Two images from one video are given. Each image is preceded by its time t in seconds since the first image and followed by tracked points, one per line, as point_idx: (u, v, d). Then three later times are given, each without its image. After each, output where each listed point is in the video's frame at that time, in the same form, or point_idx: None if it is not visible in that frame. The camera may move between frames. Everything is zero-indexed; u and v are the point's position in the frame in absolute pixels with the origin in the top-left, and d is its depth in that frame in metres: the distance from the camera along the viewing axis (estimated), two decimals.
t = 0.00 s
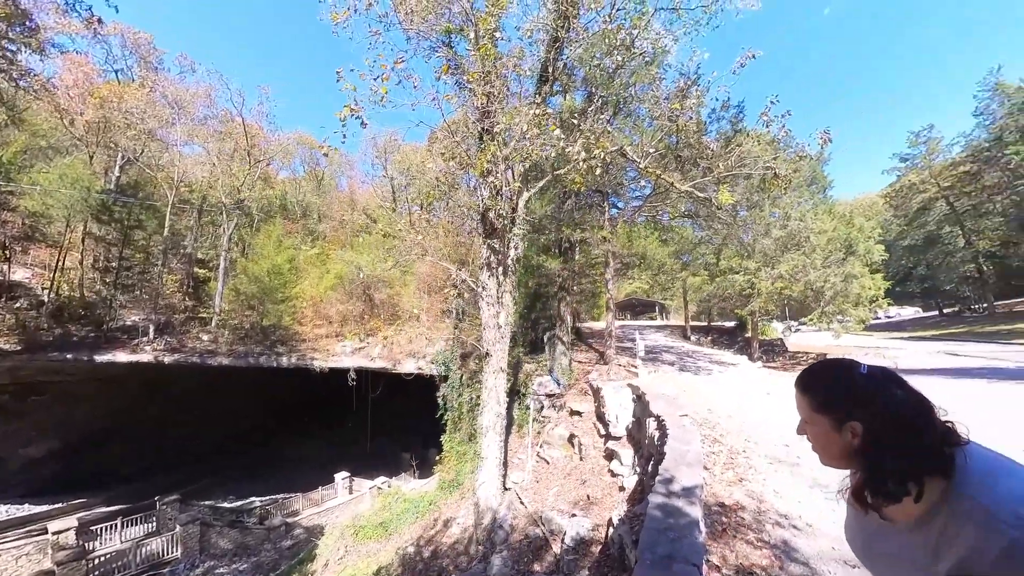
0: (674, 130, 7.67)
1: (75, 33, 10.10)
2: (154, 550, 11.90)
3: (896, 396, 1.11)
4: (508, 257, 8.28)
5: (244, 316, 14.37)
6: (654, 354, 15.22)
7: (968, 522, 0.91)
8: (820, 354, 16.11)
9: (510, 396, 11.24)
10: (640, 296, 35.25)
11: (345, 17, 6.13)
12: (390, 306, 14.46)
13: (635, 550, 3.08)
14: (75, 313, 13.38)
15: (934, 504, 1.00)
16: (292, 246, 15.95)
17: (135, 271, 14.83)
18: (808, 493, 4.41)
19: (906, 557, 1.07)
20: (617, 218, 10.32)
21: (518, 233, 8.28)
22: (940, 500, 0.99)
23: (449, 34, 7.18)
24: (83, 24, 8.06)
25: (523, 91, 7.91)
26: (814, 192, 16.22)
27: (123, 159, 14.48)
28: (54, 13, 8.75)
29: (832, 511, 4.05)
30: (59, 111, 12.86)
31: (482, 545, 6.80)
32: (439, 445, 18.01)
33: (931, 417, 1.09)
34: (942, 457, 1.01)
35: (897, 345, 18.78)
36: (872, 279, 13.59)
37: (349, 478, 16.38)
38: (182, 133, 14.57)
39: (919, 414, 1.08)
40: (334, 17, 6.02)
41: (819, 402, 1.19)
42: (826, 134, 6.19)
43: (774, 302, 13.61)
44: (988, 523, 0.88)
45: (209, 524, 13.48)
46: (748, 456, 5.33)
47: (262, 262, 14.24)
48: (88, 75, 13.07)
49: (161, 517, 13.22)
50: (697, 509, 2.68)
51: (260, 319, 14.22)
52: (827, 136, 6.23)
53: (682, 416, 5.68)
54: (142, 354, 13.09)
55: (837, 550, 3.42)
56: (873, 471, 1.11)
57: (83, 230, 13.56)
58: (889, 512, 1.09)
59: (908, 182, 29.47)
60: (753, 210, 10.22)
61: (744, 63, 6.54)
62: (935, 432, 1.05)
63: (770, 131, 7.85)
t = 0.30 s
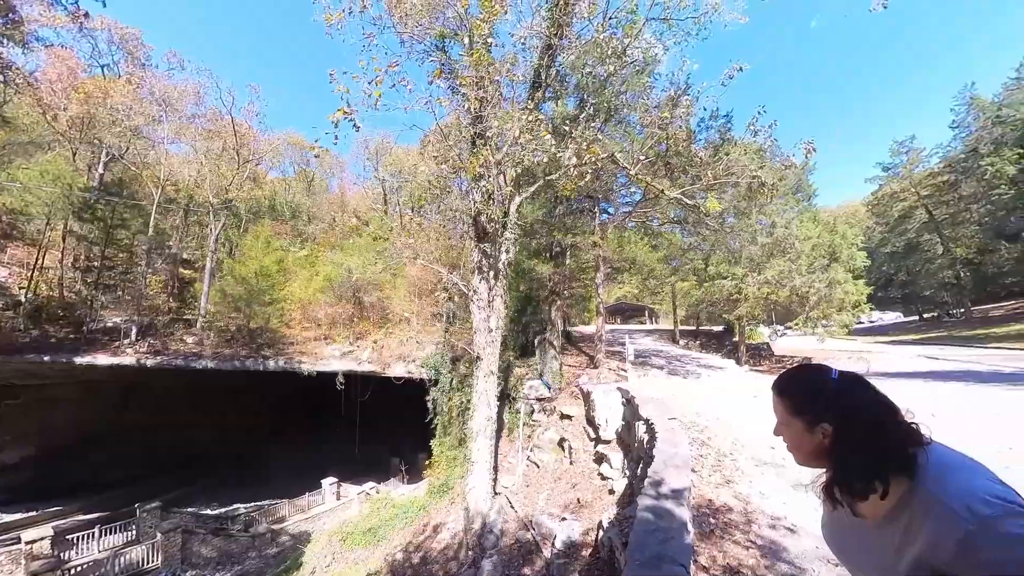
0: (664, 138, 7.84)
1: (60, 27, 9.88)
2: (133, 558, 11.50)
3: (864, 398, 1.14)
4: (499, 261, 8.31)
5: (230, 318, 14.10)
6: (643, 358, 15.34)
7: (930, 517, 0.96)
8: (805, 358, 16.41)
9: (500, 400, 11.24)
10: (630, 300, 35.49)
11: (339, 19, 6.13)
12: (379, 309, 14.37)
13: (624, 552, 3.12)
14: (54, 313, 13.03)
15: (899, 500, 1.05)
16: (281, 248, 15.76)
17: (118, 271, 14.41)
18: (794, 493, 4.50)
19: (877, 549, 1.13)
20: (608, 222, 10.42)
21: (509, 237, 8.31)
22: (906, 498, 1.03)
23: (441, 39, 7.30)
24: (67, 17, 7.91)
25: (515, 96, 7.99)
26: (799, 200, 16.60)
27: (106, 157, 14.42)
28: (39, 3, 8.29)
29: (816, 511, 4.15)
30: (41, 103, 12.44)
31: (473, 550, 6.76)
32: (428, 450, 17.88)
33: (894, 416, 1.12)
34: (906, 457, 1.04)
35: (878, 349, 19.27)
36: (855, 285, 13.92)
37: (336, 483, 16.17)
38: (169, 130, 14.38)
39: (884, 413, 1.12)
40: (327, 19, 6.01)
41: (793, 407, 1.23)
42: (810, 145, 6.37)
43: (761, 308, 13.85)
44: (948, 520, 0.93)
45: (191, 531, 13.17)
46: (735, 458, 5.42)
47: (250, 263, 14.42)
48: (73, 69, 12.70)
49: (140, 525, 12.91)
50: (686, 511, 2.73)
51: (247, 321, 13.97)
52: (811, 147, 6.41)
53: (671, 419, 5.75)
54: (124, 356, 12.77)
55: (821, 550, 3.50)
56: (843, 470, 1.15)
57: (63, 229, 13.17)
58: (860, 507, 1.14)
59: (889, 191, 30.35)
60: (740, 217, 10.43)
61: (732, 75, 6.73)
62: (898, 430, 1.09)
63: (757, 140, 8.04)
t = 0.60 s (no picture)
0: (653, 146, 8.05)
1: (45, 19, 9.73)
2: (111, 567, 11.06)
3: (831, 402, 1.22)
4: (490, 265, 8.35)
5: (216, 320, 13.87)
6: (633, 363, 15.47)
7: (887, 508, 1.02)
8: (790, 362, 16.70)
9: (490, 405, 11.24)
10: (619, 304, 35.74)
11: (334, 22, 6.15)
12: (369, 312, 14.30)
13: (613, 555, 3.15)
14: (31, 313, 12.71)
15: (861, 497, 1.11)
16: (269, 249, 15.59)
17: (101, 271, 13.90)
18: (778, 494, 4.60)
19: (843, 547, 1.16)
20: (598, 228, 10.53)
21: (501, 241, 8.36)
22: (867, 494, 1.09)
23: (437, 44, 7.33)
24: (53, 10, 7.78)
25: (508, 102, 8.09)
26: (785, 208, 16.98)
27: (91, 154, 13.67)
28: None
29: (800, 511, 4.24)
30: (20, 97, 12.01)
31: (462, 555, 6.74)
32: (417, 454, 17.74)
33: (859, 420, 1.19)
34: (867, 455, 1.12)
35: (861, 353, 19.73)
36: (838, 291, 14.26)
37: (324, 489, 15.95)
38: (157, 128, 14.40)
39: (849, 418, 1.19)
40: (321, 21, 6.03)
41: (765, 409, 1.30)
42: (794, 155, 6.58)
43: (747, 313, 14.09)
44: (902, 512, 0.99)
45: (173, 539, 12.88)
46: (722, 460, 5.52)
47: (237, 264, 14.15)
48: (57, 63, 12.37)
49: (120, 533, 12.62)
50: (673, 512, 2.78)
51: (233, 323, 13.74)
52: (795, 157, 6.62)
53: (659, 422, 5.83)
54: (105, 359, 12.48)
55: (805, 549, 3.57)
56: (812, 470, 1.21)
57: (43, 227, 12.80)
58: (827, 505, 1.20)
59: (872, 199, 31.18)
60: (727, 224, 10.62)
61: (719, 88, 6.91)
62: (862, 434, 1.16)
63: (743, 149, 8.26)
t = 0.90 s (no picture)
0: (643, 154, 8.22)
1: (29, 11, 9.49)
2: None
3: (797, 403, 1.29)
4: (481, 269, 8.40)
5: (201, 322, 13.65)
6: (623, 367, 15.60)
7: (849, 502, 1.10)
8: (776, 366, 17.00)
9: (481, 409, 11.24)
10: (609, 309, 36.03)
11: (328, 23, 6.15)
12: (359, 315, 14.23)
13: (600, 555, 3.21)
14: (7, 313, 12.22)
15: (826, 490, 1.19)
16: (258, 250, 15.44)
17: (82, 271, 13.85)
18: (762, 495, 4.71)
19: (812, 535, 1.25)
20: (588, 233, 10.65)
21: (492, 245, 8.42)
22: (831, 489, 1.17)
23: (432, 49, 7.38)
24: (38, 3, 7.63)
25: (501, 105, 8.19)
26: (771, 215, 17.35)
27: (74, 149, 13.72)
28: None
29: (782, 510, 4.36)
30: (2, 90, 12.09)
31: (452, 559, 6.75)
32: (407, 459, 17.63)
33: (822, 419, 1.27)
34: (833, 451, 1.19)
35: (844, 357, 20.17)
36: (822, 297, 14.58)
37: (311, 494, 15.72)
38: (143, 125, 13.75)
39: (813, 417, 1.27)
40: (316, 23, 6.03)
41: (738, 412, 1.37)
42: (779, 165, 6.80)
43: (734, 317, 14.34)
44: (861, 504, 1.06)
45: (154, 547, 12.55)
46: (708, 462, 5.62)
47: (224, 265, 13.74)
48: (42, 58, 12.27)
49: (97, 542, 12.28)
50: (658, 512, 2.86)
51: (219, 325, 13.54)
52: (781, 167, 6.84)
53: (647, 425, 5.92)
54: (86, 361, 12.20)
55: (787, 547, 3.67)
56: (782, 466, 1.29)
57: (22, 224, 12.55)
58: (798, 498, 1.28)
59: (855, 208, 32.01)
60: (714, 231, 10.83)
61: (706, 100, 7.13)
62: (825, 433, 1.24)
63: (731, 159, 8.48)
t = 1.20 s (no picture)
0: (633, 161, 8.40)
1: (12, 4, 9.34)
2: None
3: (768, 404, 1.38)
4: (473, 273, 8.46)
5: (186, 323, 13.46)
6: (612, 370, 15.72)
7: (813, 495, 1.18)
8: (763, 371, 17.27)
9: (471, 412, 11.23)
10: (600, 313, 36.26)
11: (323, 27, 6.18)
12: (349, 318, 14.16)
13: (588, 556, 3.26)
14: None
15: (793, 483, 1.27)
16: (246, 251, 15.23)
17: (62, 270, 13.40)
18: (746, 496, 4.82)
19: (781, 527, 1.33)
20: (579, 238, 10.77)
21: (484, 250, 8.49)
22: (797, 483, 1.25)
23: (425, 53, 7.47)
24: None
25: (494, 110, 8.28)
26: (758, 222, 17.70)
27: (57, 145, 13.68)
28: None
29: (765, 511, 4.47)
30: None
31: (442, 563, 6.74)
32: (396, 464, 17.50)
33: (791, 418, 1.36)
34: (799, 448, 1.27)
35: (828, 361, 20.59)
36: (806, 302, 14.89)
37: (297, 500, 15.34)
38: (129, 122, 13.52)
39: (782, 417, 1.35)
40: (310, 25, 6.06)
41: (716, 411, 1.45)
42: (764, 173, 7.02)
43: (721, 322, 14.58)
44: (824, 496, 1.15)
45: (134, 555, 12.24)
46: (694, 464, 5.73)
47: (210, 266, 13.58)
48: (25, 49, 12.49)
49: (73, 550, 11.97)
50: (644, 513, 2.93)
51: (205, 327, 13.36)
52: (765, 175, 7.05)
53: (635, 428, 6.01)
54: (65, 363, 11.93)
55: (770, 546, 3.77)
56: (754, 461, 1.37)
57: None
58: (768, 491, 1.36)
59: (838, 215, 32.77)
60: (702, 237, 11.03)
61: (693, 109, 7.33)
62: (793, 431, 1.33)
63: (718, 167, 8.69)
